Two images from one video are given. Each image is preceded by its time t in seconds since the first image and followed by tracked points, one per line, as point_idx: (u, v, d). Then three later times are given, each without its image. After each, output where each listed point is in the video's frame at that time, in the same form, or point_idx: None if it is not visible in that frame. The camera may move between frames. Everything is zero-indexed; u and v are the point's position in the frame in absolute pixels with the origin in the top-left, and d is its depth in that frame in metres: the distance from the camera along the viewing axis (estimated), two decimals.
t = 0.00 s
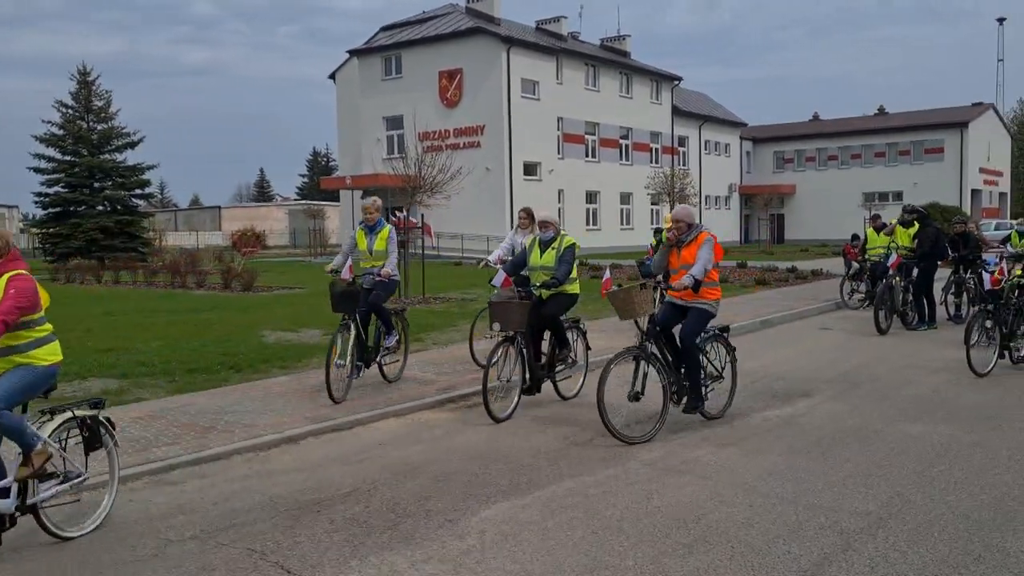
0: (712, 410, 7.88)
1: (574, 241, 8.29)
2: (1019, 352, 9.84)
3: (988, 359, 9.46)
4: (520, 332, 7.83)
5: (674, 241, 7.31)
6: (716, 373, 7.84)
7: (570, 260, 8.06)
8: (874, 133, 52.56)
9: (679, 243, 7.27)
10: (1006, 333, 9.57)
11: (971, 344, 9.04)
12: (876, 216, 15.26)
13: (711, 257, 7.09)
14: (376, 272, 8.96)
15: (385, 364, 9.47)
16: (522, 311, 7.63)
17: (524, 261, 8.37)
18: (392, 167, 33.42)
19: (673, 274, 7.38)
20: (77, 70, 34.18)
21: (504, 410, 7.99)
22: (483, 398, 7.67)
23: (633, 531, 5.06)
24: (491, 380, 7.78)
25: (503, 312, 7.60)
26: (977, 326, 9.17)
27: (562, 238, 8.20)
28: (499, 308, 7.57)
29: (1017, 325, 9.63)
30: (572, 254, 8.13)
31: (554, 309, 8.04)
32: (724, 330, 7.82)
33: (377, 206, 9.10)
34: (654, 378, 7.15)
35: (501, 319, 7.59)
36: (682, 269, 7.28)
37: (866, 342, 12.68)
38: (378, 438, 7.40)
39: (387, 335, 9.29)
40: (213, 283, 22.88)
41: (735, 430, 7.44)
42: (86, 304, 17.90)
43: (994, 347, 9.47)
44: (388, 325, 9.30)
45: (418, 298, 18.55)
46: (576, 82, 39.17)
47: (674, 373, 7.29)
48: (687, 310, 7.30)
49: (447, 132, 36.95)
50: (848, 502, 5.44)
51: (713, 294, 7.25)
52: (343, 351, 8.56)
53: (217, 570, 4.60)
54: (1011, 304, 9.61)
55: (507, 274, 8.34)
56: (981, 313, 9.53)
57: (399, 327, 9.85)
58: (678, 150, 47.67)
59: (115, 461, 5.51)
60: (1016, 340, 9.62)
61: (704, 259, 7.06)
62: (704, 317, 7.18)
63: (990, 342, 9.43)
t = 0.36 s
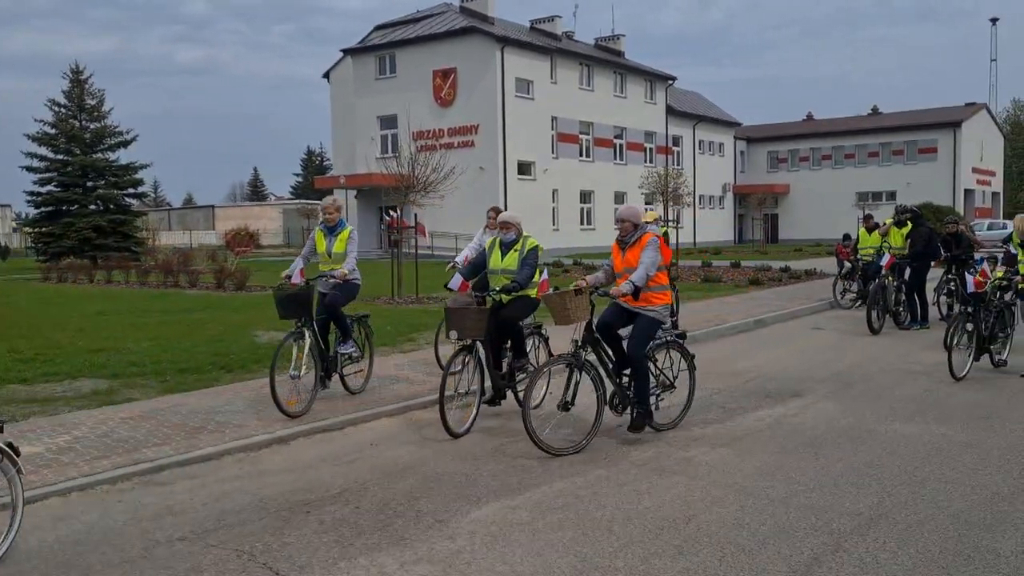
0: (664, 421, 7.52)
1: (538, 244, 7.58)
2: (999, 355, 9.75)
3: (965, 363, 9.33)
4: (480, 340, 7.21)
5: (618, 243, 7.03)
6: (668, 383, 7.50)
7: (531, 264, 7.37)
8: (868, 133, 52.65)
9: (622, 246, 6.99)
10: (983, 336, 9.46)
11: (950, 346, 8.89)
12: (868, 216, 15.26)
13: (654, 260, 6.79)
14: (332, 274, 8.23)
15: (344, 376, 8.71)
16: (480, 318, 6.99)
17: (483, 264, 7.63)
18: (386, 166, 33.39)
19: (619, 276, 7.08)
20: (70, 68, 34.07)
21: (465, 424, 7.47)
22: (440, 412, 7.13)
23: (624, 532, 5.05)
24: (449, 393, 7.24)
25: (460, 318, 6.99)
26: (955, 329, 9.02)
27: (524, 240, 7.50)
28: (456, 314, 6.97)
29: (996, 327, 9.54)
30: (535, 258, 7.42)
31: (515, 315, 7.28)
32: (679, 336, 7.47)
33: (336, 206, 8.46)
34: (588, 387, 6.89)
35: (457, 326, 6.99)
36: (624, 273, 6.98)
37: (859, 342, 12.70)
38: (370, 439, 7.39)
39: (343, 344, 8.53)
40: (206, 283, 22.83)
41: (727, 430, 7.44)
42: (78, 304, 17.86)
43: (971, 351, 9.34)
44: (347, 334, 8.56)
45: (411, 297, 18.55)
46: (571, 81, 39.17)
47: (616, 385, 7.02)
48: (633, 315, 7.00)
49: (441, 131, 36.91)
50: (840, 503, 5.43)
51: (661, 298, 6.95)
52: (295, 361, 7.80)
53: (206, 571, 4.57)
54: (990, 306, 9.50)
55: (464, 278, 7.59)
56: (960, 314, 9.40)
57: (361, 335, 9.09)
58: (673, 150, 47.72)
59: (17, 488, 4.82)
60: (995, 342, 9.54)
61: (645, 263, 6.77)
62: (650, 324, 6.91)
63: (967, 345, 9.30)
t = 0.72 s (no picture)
0: (606, 434, 7.11)
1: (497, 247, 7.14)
2: (981, 360, 9.62)
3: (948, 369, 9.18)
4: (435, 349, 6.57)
5: (557, 246, 6.61)
6: (611, 395, 7.06)
7: (493, 267, 6.99)
8: (864, 134, 52.72)
9: (563, 250, 6.58)
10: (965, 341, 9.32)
11: (934, 353, 8.73)
12: (863, 218, 15.26)
13: (601, 266, 6.45)
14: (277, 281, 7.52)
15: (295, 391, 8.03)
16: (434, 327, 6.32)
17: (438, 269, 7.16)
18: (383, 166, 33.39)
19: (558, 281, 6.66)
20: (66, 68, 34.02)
21: (421, 441, 6.90)
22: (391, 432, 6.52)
23: (618, 533, 5.05)
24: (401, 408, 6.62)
25: (411, 327, 6.30)
26: (939, 335, 8.86)
27: (483, 243, 7.09)
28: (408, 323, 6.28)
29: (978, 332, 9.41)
30: (496, 262, 7.03)
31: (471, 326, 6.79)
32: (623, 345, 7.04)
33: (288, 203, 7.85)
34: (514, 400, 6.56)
35: (410, 336, 6.29)
36: (566, 279, 6.57)
37: (854, 342, 12.72)
38: (366, 440, 7.39)
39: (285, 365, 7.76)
40: (202, 283, 22.83)
41: (722, 431, 7.45)
42: (75, 304, 17.85)
43: (955, 356, 9.19)
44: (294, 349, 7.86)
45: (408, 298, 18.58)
46: (567, 82, 39.19)
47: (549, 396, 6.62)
48: (572, 324, 6.57)
49: (438, 132, 36.89)
50: (834, 503, 5.45)
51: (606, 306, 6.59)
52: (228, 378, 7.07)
53: (200, 572, 4.57)
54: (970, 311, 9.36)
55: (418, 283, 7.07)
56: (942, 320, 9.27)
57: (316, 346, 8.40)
58: (669, 150, 47.78)
59: None
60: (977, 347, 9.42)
61: (590, 271, 6.40)
62: (591, 333, 6.52)
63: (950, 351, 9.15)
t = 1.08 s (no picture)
0: (547, 449, 6.69)
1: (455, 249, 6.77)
2: (967, 366, 9.39)
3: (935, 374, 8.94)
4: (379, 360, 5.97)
5: (499, 248, 6.11)
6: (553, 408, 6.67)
7: (445, 269, 6.58)
8: (863, 135, 52.75)
9: (509, 255, 6.07)
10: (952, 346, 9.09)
11: (921, 359, 8.59)
12: (861, 219, 15.29)
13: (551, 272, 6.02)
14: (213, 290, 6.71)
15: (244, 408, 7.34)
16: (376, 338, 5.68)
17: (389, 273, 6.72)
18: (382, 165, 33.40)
19: (500, 287, 6.16)
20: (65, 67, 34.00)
21: (366, 462, 6.31)
22: (325, 450, 5.93)
23: (617, 533, 5.05)
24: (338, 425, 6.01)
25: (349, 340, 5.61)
26: (927, 339, 8.67)
27: (437, 244, 6.73)
28: (346, 334, 5.60)
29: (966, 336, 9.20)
30: (450, 263, 6.64)
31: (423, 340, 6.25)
32: (564, 354, 6.63)
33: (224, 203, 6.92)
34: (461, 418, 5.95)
35: (347, 348, 5.62)
36: (512, 284, 6.10)
37: (852, 343, 12.74)
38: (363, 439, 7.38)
39: (227, 406, 7.09)
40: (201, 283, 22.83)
41: (721, 431, 7.45)
42: (72, 303, 17.78)
43: (941, 362, 8.95)
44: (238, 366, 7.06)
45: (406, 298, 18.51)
46: (567, 82, 39.19)
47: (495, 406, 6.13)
48: (518, 332, 6.14)
49: (437, 132, 36.86)
50: (833, 503, 5.45)
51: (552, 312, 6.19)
52: (157, 398, 6.28)
53: (199, 571, 4.57)
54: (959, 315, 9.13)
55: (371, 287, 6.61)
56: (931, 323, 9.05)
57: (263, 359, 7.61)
58: (669, 151, 47.80)
59: None
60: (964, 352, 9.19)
61: (541, 277, 5.96)
62: (540, 340, 6.11)
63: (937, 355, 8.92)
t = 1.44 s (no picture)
0: (487, 471, 6.15)
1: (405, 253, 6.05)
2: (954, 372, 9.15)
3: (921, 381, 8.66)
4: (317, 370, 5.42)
5: (438, 251, 5.60)
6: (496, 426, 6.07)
7: (392, 275, 5.89)
8: (863, 136, 52.78)
9: (448, 257, 5.56)
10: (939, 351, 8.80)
11: (912, 364, 8.30)
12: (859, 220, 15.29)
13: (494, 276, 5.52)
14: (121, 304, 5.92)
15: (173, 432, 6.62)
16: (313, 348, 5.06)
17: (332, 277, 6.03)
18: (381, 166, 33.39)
19: (438, 294, 5.65)
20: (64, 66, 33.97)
21: (298, 485, 5.77)
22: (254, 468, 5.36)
23: (616, 534, 5.04)
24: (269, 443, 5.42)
25: (285, 352, 4.98)
26: (917, 344, 8.34)
27: (384, 247, 6.04)
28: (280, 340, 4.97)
29: (952, 340, 8.96)
30: (398, 267, 5.95)
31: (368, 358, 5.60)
32: (508, 367, 6.09)
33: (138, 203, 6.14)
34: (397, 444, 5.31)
35: (281, 361, 4.99)
36: (450, 291, 5.59)
37: (852, 344, 12.74)
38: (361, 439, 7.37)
39: (152, 442, 6.36)
40: (201, 283, 22.82)
41: (720, 432, 7.44)
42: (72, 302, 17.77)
43: (929, 368, 8.67)
44: (162, 389, 6.29)
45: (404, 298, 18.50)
46: (566, 82, 39.18)
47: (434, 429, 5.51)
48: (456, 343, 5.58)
49: (437, 132, 36.85)
50: (833, 504, 5.46)
51: (493, 321, 5.69)
52: (61, 423, 5.65)
53: (198, 572, 4.56)
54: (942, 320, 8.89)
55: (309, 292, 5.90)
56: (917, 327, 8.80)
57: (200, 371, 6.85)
58: (668, 151, 47.81)
59: None
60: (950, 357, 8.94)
61: (481, 282, 5.44)
62: (482, 351, 5.58)
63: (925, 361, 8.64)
